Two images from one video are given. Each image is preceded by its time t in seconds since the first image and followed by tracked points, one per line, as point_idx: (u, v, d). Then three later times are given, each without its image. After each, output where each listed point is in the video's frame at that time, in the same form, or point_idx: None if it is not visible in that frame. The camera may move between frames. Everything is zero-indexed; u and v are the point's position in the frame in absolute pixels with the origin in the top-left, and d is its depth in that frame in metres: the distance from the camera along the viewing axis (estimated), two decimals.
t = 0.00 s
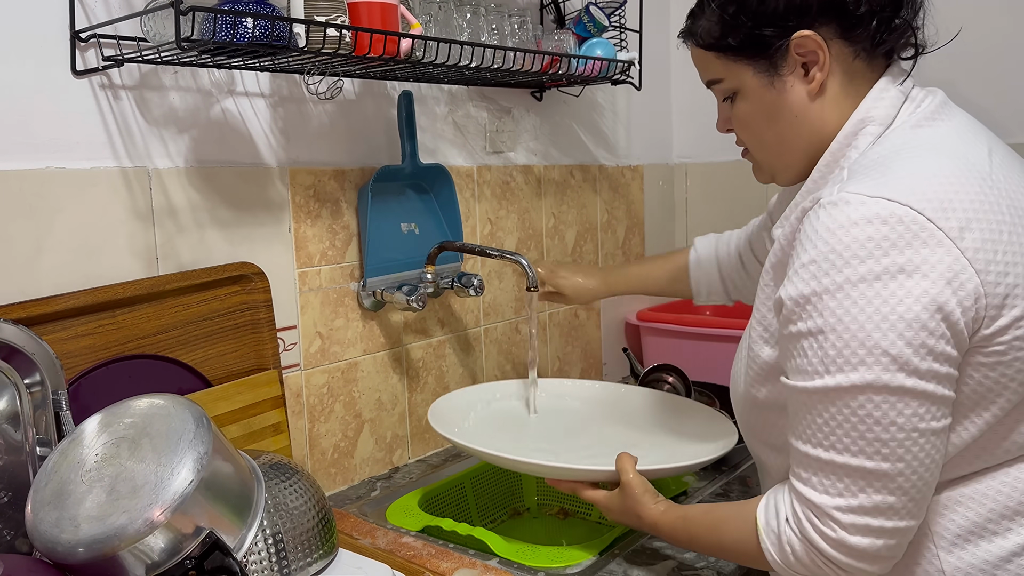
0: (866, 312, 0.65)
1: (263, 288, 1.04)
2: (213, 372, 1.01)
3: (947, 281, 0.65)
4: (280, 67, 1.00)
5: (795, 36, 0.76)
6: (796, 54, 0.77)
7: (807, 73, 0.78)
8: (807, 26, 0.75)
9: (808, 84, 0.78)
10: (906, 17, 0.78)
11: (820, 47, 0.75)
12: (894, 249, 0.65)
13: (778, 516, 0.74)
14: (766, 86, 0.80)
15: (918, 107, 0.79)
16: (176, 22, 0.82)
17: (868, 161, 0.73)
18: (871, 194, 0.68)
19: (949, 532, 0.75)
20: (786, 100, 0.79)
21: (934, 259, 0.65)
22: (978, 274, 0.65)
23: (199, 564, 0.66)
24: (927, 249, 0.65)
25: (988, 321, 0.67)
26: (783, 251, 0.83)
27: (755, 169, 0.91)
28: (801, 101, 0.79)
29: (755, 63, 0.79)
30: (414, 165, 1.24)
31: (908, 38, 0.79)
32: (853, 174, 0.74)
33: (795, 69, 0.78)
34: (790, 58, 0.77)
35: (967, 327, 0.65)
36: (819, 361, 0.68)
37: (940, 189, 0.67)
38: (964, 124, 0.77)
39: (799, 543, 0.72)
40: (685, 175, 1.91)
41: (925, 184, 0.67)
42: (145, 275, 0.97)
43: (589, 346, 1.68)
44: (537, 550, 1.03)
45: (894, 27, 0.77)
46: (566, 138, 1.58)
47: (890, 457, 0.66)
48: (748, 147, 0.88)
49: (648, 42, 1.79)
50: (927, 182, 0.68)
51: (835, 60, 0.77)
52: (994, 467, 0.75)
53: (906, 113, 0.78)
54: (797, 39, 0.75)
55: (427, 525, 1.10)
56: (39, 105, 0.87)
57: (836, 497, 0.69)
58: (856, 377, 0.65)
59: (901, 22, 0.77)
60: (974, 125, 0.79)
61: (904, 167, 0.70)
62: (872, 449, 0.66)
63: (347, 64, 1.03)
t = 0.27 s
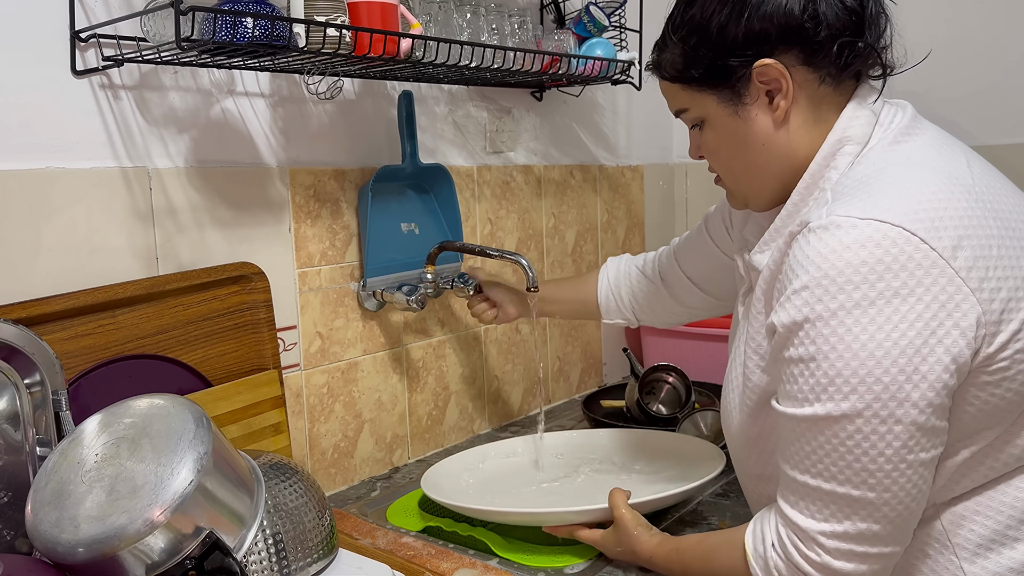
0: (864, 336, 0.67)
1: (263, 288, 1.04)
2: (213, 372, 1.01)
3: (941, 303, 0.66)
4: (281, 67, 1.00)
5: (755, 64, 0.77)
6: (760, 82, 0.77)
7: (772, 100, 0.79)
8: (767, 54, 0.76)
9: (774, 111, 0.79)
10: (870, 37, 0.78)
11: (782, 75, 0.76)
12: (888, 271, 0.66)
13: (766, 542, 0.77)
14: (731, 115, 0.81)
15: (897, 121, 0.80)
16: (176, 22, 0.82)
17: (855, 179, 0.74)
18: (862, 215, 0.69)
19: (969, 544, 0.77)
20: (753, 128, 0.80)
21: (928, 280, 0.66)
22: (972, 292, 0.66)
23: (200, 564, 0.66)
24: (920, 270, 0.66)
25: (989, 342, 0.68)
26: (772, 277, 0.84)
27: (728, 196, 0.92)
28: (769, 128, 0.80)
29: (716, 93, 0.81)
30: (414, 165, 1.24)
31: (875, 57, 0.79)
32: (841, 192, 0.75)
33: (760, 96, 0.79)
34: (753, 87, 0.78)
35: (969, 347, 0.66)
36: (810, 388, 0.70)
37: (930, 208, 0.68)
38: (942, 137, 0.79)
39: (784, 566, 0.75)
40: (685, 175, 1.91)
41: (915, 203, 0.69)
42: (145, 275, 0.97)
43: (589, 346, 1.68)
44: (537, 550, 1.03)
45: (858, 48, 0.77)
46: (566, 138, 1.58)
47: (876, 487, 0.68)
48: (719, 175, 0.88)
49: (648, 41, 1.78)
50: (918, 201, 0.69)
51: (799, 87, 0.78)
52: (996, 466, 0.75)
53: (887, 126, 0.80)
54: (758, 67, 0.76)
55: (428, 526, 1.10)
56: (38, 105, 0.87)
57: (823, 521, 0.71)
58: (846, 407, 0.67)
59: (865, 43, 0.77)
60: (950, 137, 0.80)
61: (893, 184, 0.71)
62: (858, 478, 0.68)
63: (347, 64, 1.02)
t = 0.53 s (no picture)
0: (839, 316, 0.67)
1: (263, 288, 1.05)
2: (213, 373, 1.01)
3: (910, 278, 0.66)
4: (280, 68, 1.01)
5: (728, 75, 0.78)
6: (730, 94, 0.79)
7: (741, 113, 0.81)
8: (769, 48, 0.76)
9: (742, 123, 0.81)
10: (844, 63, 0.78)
11: (751, 90, 0.78)
12: (858, 251, 0.67)
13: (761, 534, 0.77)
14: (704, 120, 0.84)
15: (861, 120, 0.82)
16: (176, 22, 0.82)
17: (824, 175, 0.76)
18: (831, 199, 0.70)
19: (969, 541, 0.76)
20: (722, 137, 0.83)
21: (896, 258, 0.67)
22: (939, 266, 0.67)
23: (200, 564, 0.66)
24: (889, 249, 0.67)
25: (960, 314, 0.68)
26: (755, 273, 0.84)
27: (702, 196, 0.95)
28: (736, 138, 0.82)
29: (693, 98, 0.83)
30: (414, 165, 1.25)
31: (848, 82, 0.79)
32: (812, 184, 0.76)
33: (730, 107, 0.81)
34: (725, 97, 0.80)
35: (940, 320, 0.66)
36: (789, 370, 0.70)
37: (895, 188, 0.69)
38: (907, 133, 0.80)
39: (777, 557, 0.75)
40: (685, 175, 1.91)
41: (881, 186, 0.69)
42: (145, 275, 0.97)
43: (589, 346, 1.68)
44: (536, 549, 1.04)
45: (830, 74, 0.77)
46: (566, 138, 1.59)
47: (861, 467, 0.68)
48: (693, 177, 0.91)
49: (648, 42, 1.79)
50: (883, 183, 0.70)
51: (768, 103, 0.79)
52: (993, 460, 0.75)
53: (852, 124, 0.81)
54: (730, 80, 0.78)
55: (427, 525, 1.10)
56: (39, 105, 0.87)
57: (812, 508, 0.71)
58: (824, 383, 0.67)
59: (838, 70, 0.77)
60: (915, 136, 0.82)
61: (859, 171, 0.72)
62: (843, 458, 0.68)
63: (347, 64, 1.03)
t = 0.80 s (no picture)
0: (838, 311, 0.67)
1: (263, 288, 1.05)
2: (213, 373, 1.01)
3: (915, 281, 0.66)
4: (280, 68, 1.01)
5: (759, 59, 0.78)
6: (760, 77, 0.79)
7: (769, 97, 0.81)
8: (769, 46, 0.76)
9: (769, 107, 0.81)
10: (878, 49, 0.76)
11: (781, 75, 0.78)
12: (864, 251, 0.67)
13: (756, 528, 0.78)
14: (731, 102, 0.83)
15: (890, 113, 0.81)
16: (176, 22, 0.82)
17: (843, 166, 0.75)
18: (844, 193, 0.70)
19: (974, 551, 0.76)
20: (748, 119, 0.83)
21: (901, 259, 0.67)
22: (947, 270, 0.67)
23: (200, 564, 0.66)
24: (897, 246, 0.67)
25: (968, 316, 0.68)
26: (763, 263, 0.85)
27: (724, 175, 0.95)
28: (763, 121, 0.82)
29: (721, 80, 0.83)
30: (414, 165, 1.25)
31: (882, 68, 0.78)
32: (830, 178, 0.76)
33: (759, 91, 0.81)
34: (755, 80, 0.80)
35: (942, 326, 0.67)
36: (785, 365, 0.71)
37: (911, 185, 0.69)
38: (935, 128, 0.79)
39: (768, 550, 0.76)
40: (685, 175, 1.91)
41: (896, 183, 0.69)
42: (145, 275, 0.97)
43: (589, 346, 1.68)
44: (535, 549, 1.04)
45: (863, 61, 0.76)
46: (566, 138, 1.59)
47: (850, 466, 0.68)
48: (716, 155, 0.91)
49: (648, 42, 1.79)
50: (899, 178, 0.70)
51: (797, 88, 0.79)
52: (1001, 468, 0.75)
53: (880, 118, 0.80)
54: (760, 64, 0.78)
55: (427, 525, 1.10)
56: (39, 105, 0.87)
57: (800, 503, 0.72)
58: (816, 381, 0.68)
59: (871, 56, 0.76)
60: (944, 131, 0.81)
61: (877, 169, 0.71)
62: (832, 457, 0.69)
63: (347, 64, 1.03)
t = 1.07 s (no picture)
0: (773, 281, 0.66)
1: (263, 288, 1.04)
2: (213, 373, 1.01)
3: (864, 276, 0.63)
4: (280, 67, 1.01)
5: (827, 10, 0.70)
6: (828, 29, 0.71)
7: (839, 49, 0.73)
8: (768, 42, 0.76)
9: (838, 61, 0.73)
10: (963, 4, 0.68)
11: (851, 28, 0.70)
12: (832, 231, 0.64)
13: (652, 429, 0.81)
14: (799, 52, 0.76)
15: (964, 88, 0.72)
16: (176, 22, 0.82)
17: (864, 144, 0.69)
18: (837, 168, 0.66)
19: (875, 530, 0.73)
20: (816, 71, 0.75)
21: (861, 250, 0.63)
22: (900, 277, 0.62)
23: (200, 564, 0.66)
24: (865, 244, 0.63)
25: (908, 323, 0.64)
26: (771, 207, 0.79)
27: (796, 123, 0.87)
28: (831, 74, 0.75)
29: (790, 29, 0.75)
30: (414, 165, 1.25)
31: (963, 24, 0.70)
32: (851, 148, 0.71)
33: (828, 42, 0.73)
34: (824, 31, 0.72)
35: (879, 326, 0.63)
36: (733, 304, 0.69)
37: (913, 179, 0.63)
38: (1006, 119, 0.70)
39: (646, 437, 0.80)
40: (685, 175, 1.91)
41: (900, 169, 0.64)
42: (145, 275, 0.97)
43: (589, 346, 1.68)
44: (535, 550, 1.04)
45: (942, 15, 0.68)
46: (566, 138, 1.59)
47: (734, 400, 0.69)
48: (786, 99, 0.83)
49: (648, 42, 1.79)
50: (903, 167, 0.64)
51: (869, 41, 0.71)
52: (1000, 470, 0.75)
53: (944, 95, 0.72)
54: (828, 15, 0.70)
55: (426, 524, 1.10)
56: (39, 106, 0.87)
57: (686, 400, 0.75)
58: (745, 325, 0.67)
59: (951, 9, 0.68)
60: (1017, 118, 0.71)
61: (890, 153, 0.66)
62: (727, 386, 0.70)
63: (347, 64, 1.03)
